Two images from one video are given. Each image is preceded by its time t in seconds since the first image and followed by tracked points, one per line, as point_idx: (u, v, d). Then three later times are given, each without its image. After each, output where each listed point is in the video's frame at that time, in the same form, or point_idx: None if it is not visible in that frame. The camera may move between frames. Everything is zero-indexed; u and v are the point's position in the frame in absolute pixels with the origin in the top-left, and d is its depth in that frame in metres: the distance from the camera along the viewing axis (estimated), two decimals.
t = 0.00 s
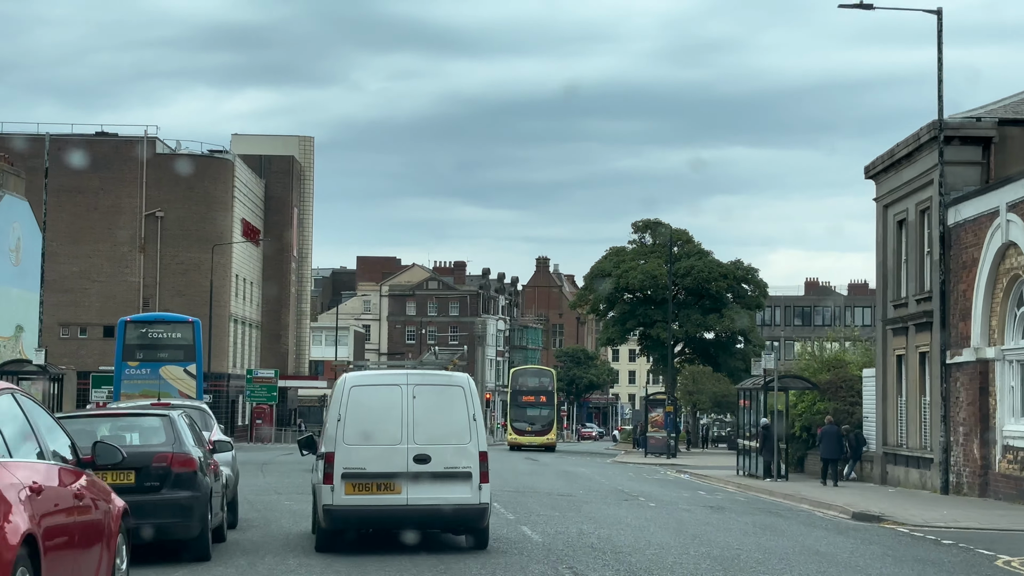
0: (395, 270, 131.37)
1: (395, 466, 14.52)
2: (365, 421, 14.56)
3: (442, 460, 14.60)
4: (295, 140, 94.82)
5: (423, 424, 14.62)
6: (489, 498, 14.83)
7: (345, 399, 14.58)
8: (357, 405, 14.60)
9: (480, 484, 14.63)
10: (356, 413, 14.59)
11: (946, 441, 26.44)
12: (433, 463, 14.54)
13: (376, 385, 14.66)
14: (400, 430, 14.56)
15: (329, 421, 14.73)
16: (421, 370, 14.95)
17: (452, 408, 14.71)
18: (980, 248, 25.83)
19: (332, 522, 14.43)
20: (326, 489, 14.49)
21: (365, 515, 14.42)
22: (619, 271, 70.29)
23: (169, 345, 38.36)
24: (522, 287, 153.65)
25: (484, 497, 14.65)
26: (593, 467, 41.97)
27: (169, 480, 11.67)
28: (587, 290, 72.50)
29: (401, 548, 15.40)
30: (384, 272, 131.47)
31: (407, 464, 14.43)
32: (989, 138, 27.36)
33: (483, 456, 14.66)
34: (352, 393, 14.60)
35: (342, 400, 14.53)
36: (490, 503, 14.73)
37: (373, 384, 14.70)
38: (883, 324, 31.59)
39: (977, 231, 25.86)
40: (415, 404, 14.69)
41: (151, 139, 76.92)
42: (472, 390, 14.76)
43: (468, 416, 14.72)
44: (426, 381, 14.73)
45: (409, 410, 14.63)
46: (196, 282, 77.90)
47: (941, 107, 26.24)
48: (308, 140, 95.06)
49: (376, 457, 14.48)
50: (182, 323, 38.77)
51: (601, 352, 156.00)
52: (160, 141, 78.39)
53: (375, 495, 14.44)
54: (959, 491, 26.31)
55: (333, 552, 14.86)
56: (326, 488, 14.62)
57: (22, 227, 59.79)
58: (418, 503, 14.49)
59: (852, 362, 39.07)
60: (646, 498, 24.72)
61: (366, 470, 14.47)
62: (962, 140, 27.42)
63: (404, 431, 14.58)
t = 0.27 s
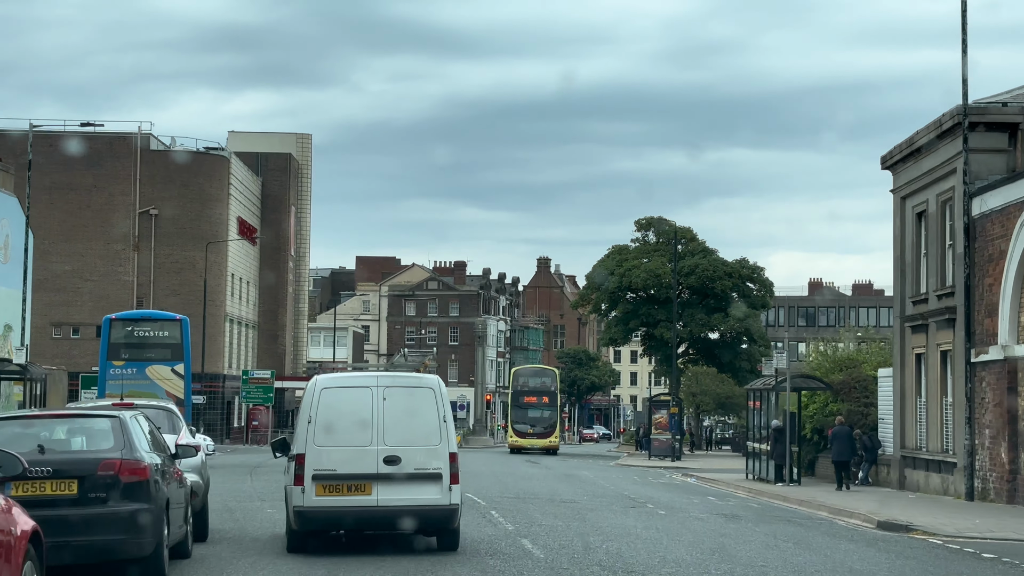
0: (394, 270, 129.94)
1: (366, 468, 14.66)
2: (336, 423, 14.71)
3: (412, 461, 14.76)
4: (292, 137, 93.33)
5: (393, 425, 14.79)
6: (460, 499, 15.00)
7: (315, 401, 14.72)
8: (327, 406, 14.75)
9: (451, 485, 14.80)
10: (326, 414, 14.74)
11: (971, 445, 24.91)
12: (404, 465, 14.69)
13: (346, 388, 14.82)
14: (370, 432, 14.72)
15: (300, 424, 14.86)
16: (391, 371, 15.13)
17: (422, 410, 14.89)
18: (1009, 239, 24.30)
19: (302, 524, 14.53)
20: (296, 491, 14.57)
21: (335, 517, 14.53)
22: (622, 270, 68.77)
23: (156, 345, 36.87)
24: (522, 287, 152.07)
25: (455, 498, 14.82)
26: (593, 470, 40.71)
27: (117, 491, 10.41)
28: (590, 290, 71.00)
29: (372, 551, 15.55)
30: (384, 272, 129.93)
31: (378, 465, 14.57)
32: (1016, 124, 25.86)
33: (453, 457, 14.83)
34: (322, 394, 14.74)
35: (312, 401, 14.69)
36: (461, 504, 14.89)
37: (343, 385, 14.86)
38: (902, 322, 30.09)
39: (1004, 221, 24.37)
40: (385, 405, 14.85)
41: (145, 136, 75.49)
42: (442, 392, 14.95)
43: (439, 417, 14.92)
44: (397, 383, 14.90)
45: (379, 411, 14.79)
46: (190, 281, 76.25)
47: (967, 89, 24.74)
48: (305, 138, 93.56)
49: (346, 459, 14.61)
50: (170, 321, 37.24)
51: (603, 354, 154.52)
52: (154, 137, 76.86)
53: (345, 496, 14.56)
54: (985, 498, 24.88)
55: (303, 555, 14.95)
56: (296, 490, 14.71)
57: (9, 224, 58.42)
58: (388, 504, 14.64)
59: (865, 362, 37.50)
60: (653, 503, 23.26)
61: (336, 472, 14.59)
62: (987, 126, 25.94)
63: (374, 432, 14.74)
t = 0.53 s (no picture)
0: (398, 270, 128.49)
1: (341, 470, 15.16)
2: (310, 425, 15.21)
3: (387, 463, 15.25)
4: (294, 134, 91.78)
5: (367, 427, 15.28)
6: (433, 501, 15.49)
7: (291, 404, 15.24)
8: (302, 408, 15.26)
9: (425, 487, 15.29)
10: (301, 417, 15.25)
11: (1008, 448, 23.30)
12: (378, 466, 15.19)
13: (322, 390, 15.33)
14: (344, 436, 15.22)
15: (276, 427, 15.35)
16: (366, 374, 15.61)
17: (396, 411, 15.38)
18: None
19: (278, 525, 15.05)
20: (272, 493, 15.08)
21: (309, 518, 15.04)
22: (629, 268, 67.18)
23: (147, 344, 35.30)
24: (528, 287, 150.57)
25: (429, 500, 15.31)
26: (597, 474, 39.41)
27: (53, 506, 9.45)
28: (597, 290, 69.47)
29: (349, 552, 16.08)
30: (388, 271, 128.49)
31: (352, 467, 15.07)
32: None
33: (427, 459, 15.31)
34: (297, 398, 15.26)
35: (288, 404, 15.19)
36: (434, 506, 15.38)
37: (317, 389, 15.37)
38: (929, 318, 28.59)
39: None
40: (359, 407, 15.35)
41: (142, 131, 74.00)
42: (417, 394, 15.42)
43: (413, 419, 15.41)
44: (371, 386, 15.41)
45: (354, 413, 15.30)
46: (189, 280, 75.06)
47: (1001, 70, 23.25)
48: (308, 135, 91.99)
49: (321, 462, 15.11)
50: (161, 318, 35.62)
51: (609, 354, 153.06)
52: (152, 133, 75.28)
53: (319, 498, 15.06)
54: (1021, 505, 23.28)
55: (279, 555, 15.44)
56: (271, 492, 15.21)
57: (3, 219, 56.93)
58: (361, 505, 15.15)
59: (887, 361, 35.87)
60: (668, 510, 21.71)
61: (311, 474, 15.08)
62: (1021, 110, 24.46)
63: (348, 435, 15.23)
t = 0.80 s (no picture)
0: (405, 268, 127.07)
1: (320, 470, 15.85)
2: (290, 426, 15.88)
3: (365, 464, 15.96)
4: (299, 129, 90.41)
5: (346, 428, 15.96)
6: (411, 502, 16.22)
7: (272, 405, 15.91)
8: (281, 410, 15.92)
9: (403, 487, 16.01)
10: (281, 417, 15.92)
11: None
12: (356, 467, 15.89)
13: (301, 393, 16.00)
14: (323, 436, 15.90)
15: (256, 428, 16.01)
16: (346, 376, 16.29)
17: (374, 413, 16.09)
18: None
19: (258, 524, 15.73)
20: (252, 493, 15.76)
21: (289, 517, 15.73)
22: (641, 265, 65.60)
23: (141, 340, 33.71)
24: (537, 286, 149.14)
25: (406, 500, 16.04)
26: (603, 475, 38.23)
27: None
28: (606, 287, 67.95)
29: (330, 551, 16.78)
30: (395, 270, 127.12)
31: (331, 467, 15.77)
32: None
33: (404, 460, 16.02)
34: (277, 399, 15.93)
35: (267, 406, 15.84)
36: (412, 506, 16.10)
37: (296, 391, 16.03)
38: (961, 313, 27.11)
39: None
40: (339, 408, 16.04)
41: (144, 126, 72.53)
42: (394, 396, 16.12)
43: (391, 421, 16.09)
44: (350, 388, 16.10)
45: (333, 415, 15.98)
46: (191, 277, 73.47)
47: None
48: (313, 130, 90.62)
49: (300, 462, 15.79)
50: (155, 313, 34.07)
51: (617, 354, 151.72)
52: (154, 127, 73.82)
53: (298, 498, 15.73)
54: None
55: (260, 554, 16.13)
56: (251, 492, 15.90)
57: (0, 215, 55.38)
58: (339, 506, 15.85)
59: (912, 357, 34.34)
60: (689, 517, 20.17)
61: (290, 475, 15.76)
62: None
63: (327, 436, 15.90)
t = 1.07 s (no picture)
0: (417, 265, 125.74)
1: (305, 469, 15.73)
2: (275, 424, 15.76)
3: (351, 463, 15.83)
4: (309, 123, 88.99)
5: (331, 426, 15.85)
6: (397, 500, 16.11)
7: (257, 403, 15.78)
8: (267, 409, 15.80)
9: (389, 486, 15.90)
10: (266, 416, 15.78)
11: None
12: (342, 466, 15.77)
13: (287, 391, 15.87)
14: (309, 434, 15.78)
15: (242, 426, 15.88)
16: (332, 374, 16.19)
17: (361, 411, 15.98)
18: None
19: (243, 523, 15.61)
20: (237, 491, 15.64)
21: (274, 516, 15.61)
22: (658, 260, 63.94)
23: (138, 336, 32.22)
24: (550, 283, 147.72)
25: (393, 498, 15.92)
26: (620, 475, 36.87)
27: None
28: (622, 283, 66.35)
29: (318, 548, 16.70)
30: (407, 267, 125.78)
31: (316, 466, 15.65)
32: None
33: (390, 458, 15.92)
34: (263, 397, 15.81)
35: (253, 404, 15.71)
36: (398, 505, 15.99)
37: (283, 389, 15.91)
38: (1005, 303, 25.48)
39: None
40: (324, 406, 15.93)
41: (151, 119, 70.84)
42: (381, 393, 16.01)
43: (377, 419, 15.99)
44: (336, 387, 15.98)
45: (319, 413, 15.85)
46: (199, 272, 71.76)
47: None
48: (324, 124, 89.24)
49: (284, 460, 15.66)
50: (153, 307, 32.51)
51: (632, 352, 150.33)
52: (162, 120, 72.31)
53: (284, 497, 15.62)
54: None
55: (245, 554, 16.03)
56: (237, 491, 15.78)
57: None
58: (325, 504, 15.73)
59: (946, 352, 32.76)
60: (719, 522, 18.65)
61: (275, 473, 15.64)
62: None
63: (313, 435, 15.79)
